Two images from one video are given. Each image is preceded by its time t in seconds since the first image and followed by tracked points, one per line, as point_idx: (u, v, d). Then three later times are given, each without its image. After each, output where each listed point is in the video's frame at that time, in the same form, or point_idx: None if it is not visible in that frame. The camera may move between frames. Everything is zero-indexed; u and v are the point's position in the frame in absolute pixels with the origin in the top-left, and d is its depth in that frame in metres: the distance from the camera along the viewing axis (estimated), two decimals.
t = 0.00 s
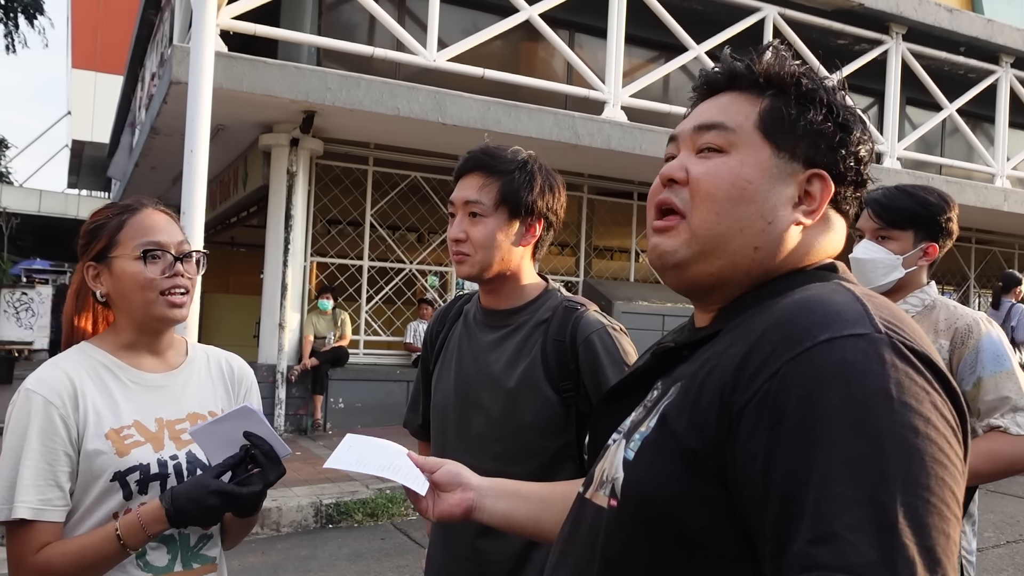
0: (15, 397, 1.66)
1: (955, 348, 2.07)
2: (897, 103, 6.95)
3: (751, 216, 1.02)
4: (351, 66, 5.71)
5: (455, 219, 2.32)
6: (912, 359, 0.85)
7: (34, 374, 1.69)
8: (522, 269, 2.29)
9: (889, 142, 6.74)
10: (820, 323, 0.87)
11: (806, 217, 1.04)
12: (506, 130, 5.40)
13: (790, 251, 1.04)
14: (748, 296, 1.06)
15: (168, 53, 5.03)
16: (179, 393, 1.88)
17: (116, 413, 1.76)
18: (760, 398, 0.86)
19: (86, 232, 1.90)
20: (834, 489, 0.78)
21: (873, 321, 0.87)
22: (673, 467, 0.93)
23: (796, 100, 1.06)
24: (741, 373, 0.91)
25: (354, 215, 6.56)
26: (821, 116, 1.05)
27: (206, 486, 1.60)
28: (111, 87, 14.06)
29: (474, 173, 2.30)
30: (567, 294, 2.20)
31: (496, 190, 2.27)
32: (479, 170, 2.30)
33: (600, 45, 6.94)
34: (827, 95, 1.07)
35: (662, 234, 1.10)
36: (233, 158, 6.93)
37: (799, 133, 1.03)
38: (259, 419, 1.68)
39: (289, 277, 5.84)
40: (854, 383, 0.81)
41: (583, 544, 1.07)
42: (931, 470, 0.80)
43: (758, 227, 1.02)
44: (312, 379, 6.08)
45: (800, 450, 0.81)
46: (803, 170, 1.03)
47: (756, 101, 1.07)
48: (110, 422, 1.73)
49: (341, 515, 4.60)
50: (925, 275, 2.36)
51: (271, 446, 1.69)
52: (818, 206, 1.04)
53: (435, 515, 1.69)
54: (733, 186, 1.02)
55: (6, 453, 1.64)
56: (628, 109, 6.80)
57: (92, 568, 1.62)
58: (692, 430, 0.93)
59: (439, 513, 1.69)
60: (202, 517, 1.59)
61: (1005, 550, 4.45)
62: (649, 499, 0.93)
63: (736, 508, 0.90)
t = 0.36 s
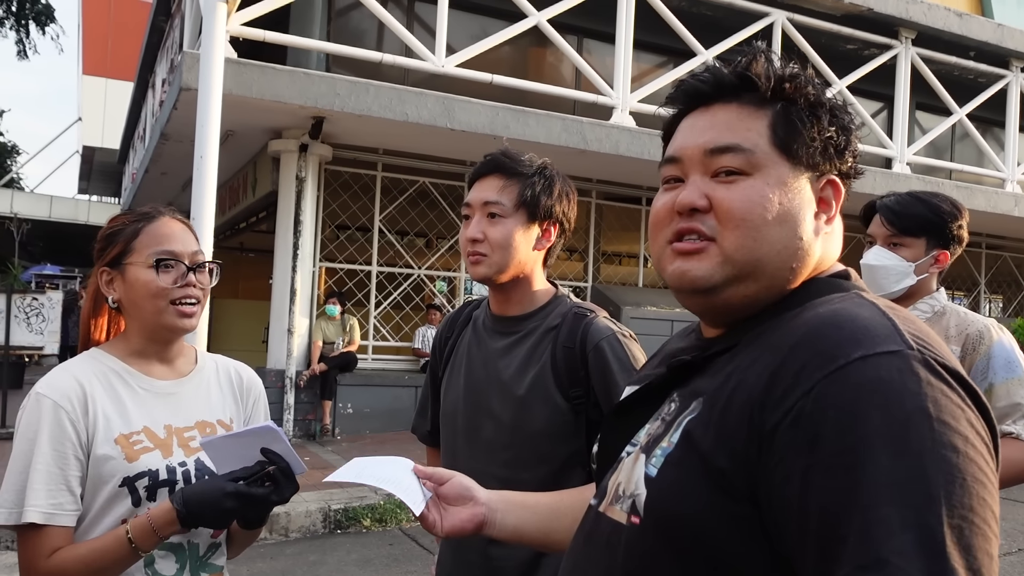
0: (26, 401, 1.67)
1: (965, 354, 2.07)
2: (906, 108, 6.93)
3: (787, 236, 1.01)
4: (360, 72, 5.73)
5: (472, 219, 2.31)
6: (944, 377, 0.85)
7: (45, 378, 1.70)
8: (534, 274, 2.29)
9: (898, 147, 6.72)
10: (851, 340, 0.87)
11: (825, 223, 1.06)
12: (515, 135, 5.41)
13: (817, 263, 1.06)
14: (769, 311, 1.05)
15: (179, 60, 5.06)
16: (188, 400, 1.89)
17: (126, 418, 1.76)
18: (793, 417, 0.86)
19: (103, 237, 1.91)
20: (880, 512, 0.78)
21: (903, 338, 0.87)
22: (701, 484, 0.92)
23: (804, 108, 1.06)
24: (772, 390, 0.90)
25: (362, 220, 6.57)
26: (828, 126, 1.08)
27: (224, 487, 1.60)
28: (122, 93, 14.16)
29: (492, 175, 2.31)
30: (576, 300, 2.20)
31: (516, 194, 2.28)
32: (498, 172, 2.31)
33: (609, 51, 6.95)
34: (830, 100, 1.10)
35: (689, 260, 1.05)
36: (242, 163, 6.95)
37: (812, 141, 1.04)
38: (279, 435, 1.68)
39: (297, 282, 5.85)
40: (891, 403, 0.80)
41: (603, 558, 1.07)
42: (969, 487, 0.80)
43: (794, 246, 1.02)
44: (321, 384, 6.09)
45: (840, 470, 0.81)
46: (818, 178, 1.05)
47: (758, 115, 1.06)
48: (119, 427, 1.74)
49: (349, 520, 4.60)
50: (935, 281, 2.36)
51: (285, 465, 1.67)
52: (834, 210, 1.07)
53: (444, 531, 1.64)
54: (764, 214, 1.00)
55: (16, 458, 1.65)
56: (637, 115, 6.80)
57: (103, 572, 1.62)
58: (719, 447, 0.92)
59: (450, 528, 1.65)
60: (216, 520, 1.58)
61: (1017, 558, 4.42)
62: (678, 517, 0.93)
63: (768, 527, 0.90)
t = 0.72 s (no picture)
0: (44, 399, 1.67)
1: (972, 356, 2.06)
2: (914, 113, 6.92)
3: (781, 242, 1.00)
4: (368, 77, 5.75)
5: (481, 221, 2.31)
6: (956, 387, 0.83)
7: (63, 378, 1.70)
8: (541, 275, 2.29)
9: (907, 152, 6.71)
10: (862, 348, 0.86)
11: (830, 226, 1.03)
12: (521, 140, 5.42)
13: (823, 265, 1.03)
14: (777, 319, 1.05)
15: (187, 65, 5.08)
16: (205, 408, 1.88)
17: (141, 422, 1.76)
18: (799, 421, 0.85)
19: (115, 244, 1.97)
20: (879, 523, 0.76)
21: (917, 348, 0.85)
22: (706, 487, 0.92)
23: (796, 109, 1.04)
24: (779, 395, 0.89)
25: (369, 225, 6.58)
26: (826, 123, 1.04)
27: (241, 533, 1.58)
28: (131, 99, 14.24)
29: (501, 178, 2.32)
30: (583, 305, 2.19)
31: (526, 195, 2.28)
32: (507, 175, 2.32)
33: (616, 56, 6.95)
34: (828, 94, 1.06)
35: (690, 276, 1.06)
36: (250, 168, 6.98)
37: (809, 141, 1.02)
38: (289, 494, 1.58)
39: (305, 286, 5.86)
40: (899, 413, 0.79)
41: (611, 564, 1.06)
42: (970, 499, 0.79)
43: (794, 252, 1.01)
44: (328, 390, 6.10)
45: (840, 477, 0.80)
46: (821, 180, 1.02)
47: (747, 125, 1.05)
48: (134, 431, 1.74)
49: (356, 526, 4.59)
50: (945, 287, 2.35)
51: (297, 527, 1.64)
52: (840, 212, 1.03)
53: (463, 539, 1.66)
54: (760, 223, 1.00)
55: (30, 456, 1.65)
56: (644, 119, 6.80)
57: None
58: (727, 452, 0.92)
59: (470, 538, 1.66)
60: (225, 564, 1.55)
61: None
62: (683, 521, 0.92)
63: (771, 534, 0.89)
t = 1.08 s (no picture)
0: (52, 397, 1.73)
1: (973, 358, 2.05)
2: (917, 116, 6.92)
3: (751, 239, 1.00)
4: (370, 80, 5.76)
5: (482, 223, 2.31)
6: (951, 390, 0.83)
7: (70, 377, 1.76)
8: (541, 277, 2.28)
9: (909, 155, 6.70)
10: (857, 349, 0.85)
11: (810, 221, 1.01)
12: (523, 143, 5.41)
13: (802, 262, 1.02)
14: (767, 318, 1.05)
15: (190, 69, 5.09)
16: (209, 410, 1.89)
17: (140, 421, 1.79)
18: (790, 422, 0.85)
19: (156, 237, 1.98)
20: (868, 526, 0.76)
21: (913, 349, 0.85)
22: (700, 490, 0.92)
23: (769, 106, 1.03)
24: (773, 397, 0.89)
25: (372, 228, 6.59)
26: (801, 116, 1.02)
27: (212, 529, 1.61)
28: (135, 103, 14.28)
29: (500, 179, 2.32)
30: (584, 306, 2.19)
31: (527, 197, 2.28)
32: (506, 176, 2.31)
33: (618, 59, 6.96)
34: (809, 87, 1.03)
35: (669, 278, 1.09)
36: (252, 172, 6.99)
37: (778, 140, 1.01)
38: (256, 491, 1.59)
39: (307, 290, 5.83)
40: (891, 414, 0.79)
41: (611, 567, 1.06)
42: (963, 502, 0.79)
43: (763, 250, 1.00)
44: (330, 393, 6.11)
45: (831, 478, 0.79)
46: (797, 175, 1.00)
47: (722, 125, 1.06)
48: (131, 430, 1.76)
49: (358, 529, 4.59)
50: (950, 288, 2.34)
51: (269, 524, 1.65)
52: (821, 207, 1.01)
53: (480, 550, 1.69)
54: (727, 218, 1.01)
55: (34, 450, 1.71)
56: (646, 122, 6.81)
57: None
58: (720, 453, 0.92)
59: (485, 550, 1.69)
60: (199, 559, 1.59)
61: None
62: (678, 524, 0.92)
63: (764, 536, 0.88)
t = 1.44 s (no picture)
0: (86, 387, 1.85)
1: (976, 358, 2.05)
2: (914, 115, 6.92)
3: (766, 235, 1.00)
4: (367, 81, 5.77)
5: (489, 223, 2.28)
6: (939, 391, 0.82)
7: (103, 369, 1.87)
8: (543, 277, 2.28)
9: (906, 155, 6.71)
10: (848, 345, 0.85)
11: (822, 222, 1.01)
12: (520, 143, 5.41)
13: (811, 261, 1.02)
14: (770, 316, 1.05)
15: (186, 69, 5.09)
16: (228, 402, 1.96)
17: (165, 411, 1.88)
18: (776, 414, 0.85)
19: (174, 241, 2.08)
20: (829, 514, 0.76)
21: (904, 349, 0.84)
22: (692, 487, 0.92)
23: (791, 104, 1.03)
24: (763, 390, 0.89)
25: (369, 229, 6.60)
26: (822, 118, 1.02)
27: (214, 520, 1.65)
28: (132, 104, 14.27)
29: (503, 180, 2.31)
30: (582, 306, 2.20)
31: (535, 196, 2.28)
32: (510, 177, 2.31)
33: (615, 59, 6.97)
34: (828, 93, 1.04)
35: (676, 264, 1.07)
36: (249, 172, 6.99)
37: (801, 139, 1.00)
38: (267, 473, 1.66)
39: (304, 291, 5.79)
40: (873, 408, 0.79)
41: (609, 565, 1.04)
42: (938, 500, 0.78)
43: (774, 246, 1.00)
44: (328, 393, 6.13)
45: (805, 466, 0.79)
46: (813, 176, 1.01)
47: (743, 120, 1.05)
48: (156, 420, 1.85)
49: (355, 529, 4.59)
50: (953, 284, 2.33)
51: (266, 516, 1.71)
52: (833, 211, 1.01)
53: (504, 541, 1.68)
54: (741, 213, 1.00)
55: (68, 438, 1.82)
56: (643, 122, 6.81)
57: (118, 563, 1.76)
58: (711, 448, 0.92)
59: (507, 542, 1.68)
60: (206, 545, 1.65)
61: None
62: (673, 519, 0.93)
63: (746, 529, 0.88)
